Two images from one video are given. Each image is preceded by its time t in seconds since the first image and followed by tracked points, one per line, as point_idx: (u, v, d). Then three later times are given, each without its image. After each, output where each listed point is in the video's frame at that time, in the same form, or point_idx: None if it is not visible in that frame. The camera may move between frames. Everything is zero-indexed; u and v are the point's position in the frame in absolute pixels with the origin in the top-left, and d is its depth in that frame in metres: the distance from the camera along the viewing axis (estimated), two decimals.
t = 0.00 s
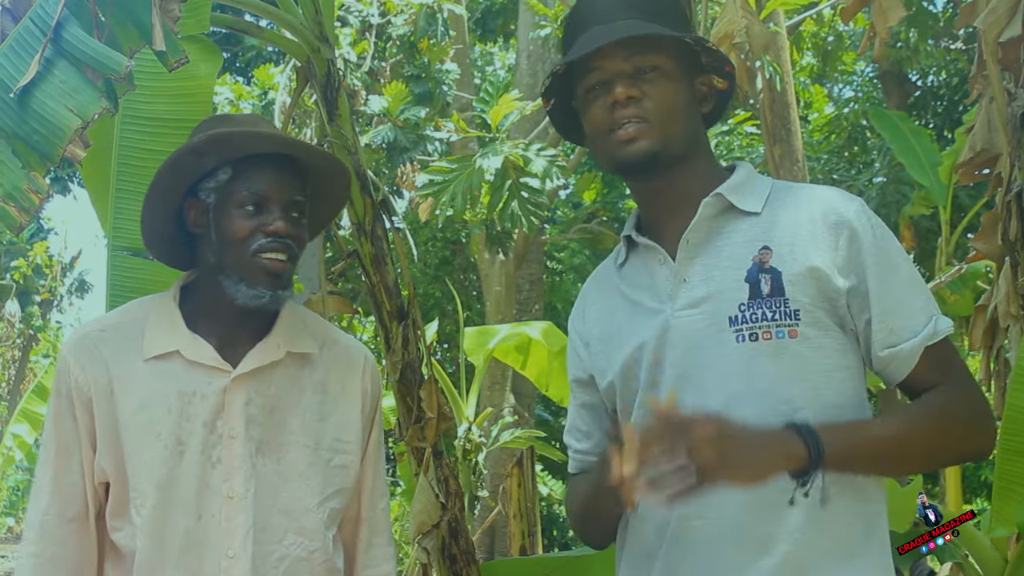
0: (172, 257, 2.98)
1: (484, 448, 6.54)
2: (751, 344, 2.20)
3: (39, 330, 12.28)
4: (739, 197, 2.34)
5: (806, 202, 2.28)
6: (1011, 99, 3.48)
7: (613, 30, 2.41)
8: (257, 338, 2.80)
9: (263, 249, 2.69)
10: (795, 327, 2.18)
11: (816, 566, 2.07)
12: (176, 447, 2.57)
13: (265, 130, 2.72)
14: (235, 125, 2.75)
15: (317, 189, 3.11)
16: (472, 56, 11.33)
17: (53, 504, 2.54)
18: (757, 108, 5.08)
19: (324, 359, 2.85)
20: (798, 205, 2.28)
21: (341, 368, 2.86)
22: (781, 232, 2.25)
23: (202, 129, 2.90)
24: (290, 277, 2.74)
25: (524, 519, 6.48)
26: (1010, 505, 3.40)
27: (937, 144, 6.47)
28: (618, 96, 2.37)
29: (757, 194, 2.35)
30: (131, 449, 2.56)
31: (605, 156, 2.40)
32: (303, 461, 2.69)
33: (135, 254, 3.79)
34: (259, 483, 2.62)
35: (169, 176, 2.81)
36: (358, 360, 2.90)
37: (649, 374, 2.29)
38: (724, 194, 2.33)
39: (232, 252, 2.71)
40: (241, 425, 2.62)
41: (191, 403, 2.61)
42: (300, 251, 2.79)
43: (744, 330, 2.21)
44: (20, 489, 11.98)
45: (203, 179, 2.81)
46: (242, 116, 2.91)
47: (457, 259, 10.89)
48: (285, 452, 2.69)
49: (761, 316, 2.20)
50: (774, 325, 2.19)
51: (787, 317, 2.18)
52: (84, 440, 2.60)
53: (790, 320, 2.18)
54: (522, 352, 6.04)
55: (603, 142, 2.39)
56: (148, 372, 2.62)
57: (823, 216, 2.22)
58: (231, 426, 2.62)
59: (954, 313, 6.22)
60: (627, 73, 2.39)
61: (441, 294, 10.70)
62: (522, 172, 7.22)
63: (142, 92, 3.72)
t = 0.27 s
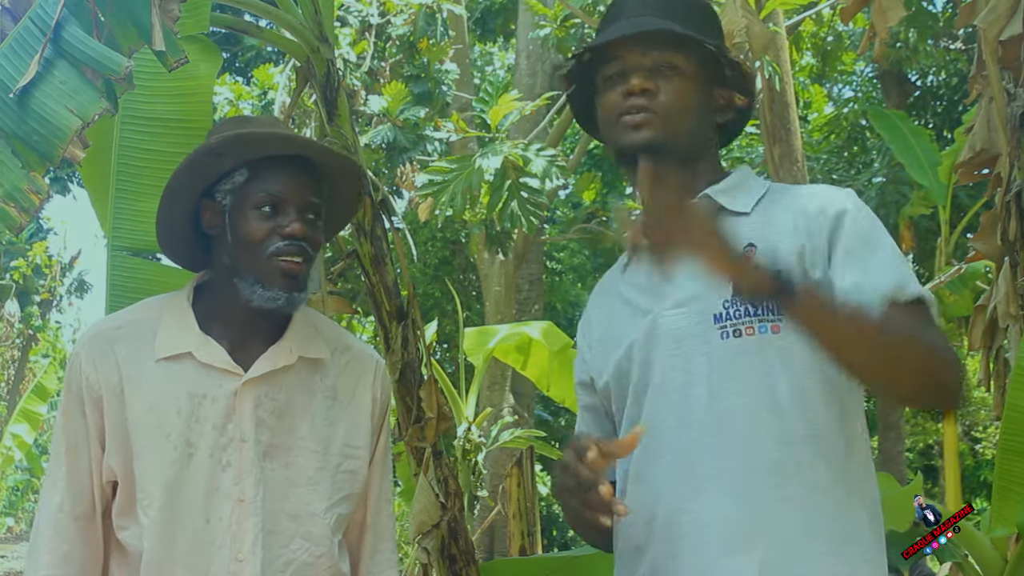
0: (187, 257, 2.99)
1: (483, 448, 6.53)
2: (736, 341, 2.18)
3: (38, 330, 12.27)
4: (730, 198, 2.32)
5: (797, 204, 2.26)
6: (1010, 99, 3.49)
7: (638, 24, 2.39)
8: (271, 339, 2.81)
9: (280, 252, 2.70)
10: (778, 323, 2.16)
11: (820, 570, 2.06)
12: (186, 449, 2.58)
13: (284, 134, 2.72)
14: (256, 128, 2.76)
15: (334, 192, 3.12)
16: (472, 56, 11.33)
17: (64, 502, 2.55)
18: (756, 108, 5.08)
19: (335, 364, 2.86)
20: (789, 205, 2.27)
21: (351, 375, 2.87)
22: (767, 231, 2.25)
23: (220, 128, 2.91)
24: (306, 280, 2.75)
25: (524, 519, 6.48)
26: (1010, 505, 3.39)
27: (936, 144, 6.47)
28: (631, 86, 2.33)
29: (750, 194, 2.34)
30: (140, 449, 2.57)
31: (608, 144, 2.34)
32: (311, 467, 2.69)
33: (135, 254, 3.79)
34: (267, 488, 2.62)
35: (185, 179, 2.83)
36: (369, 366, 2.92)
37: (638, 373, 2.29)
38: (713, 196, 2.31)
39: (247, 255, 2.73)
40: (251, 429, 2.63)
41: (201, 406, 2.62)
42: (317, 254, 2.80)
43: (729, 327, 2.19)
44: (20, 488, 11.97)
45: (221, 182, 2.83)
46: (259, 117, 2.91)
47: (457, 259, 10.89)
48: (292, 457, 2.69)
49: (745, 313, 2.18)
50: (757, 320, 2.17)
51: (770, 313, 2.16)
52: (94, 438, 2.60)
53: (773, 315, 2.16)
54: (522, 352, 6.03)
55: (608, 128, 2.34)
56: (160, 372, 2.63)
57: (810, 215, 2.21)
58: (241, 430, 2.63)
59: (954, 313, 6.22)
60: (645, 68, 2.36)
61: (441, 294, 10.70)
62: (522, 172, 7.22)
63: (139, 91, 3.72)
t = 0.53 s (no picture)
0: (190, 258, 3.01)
1: (483, 449, 6.53)
2: (728, 336, 2.18)
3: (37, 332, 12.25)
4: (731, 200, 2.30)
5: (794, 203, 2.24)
6: (1010, 99, 3.49)
7: (662, 41, 2.33)
8: (273, 341, 2.81)
9: (283, 253, 2.69)
10: (770, 316, 2.16)
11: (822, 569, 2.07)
12: (189, 449, 2.58)
13: (291, 137, 2.72)
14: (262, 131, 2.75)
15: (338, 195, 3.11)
16: (471, 57, 11.33)
17: (67, 503, 2.55)
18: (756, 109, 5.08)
19: (337, 365, 2.86)
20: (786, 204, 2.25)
21: (354, 376, 2.87)
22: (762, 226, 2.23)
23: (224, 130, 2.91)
24: (310, 280, 2.75)
25: (524, 520, 6.47)
26: (1010, 505, 3.38)
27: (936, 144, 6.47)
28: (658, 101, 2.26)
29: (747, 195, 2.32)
30: (143, 449, 2.56)
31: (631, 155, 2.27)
32: (314, 468, 2.69)
33: (135, 255, 3.79)
34: (270, 490, 2.62)
35: (189, 180, 2.81)
36: (372, 367, 2.93)
37: (638, 372, 2.32)
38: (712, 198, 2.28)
39: (251, 255, 2.72)
40: (253, 430, 2.62)
41: (204, 406, 2.62)
42: (320, 254, 2.80)
43: (722, 323, 2.19)
44: (20, 490, 11.95)
45: (224, 183, 2.82)
46: (261, 117, 2.91)
47: (456, 260, 10.89)
48: (295, 458, 2.68)
49: (737, 308, 2.18)
50: (749, 316, 2.17)
51: (761, 308, 2.16)
52: (98, 437, 2.60)
53: (765, 309, 2.16)
54: (522, 353, 6.03)
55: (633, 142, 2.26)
56: (162, 373, 2.62)
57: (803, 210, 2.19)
58: (243, 431, 2.62)
59: (953, 313, 6.22)
60: (669, 83, 2.30)
61: (440, 295, 10.70)
62: (522, 173, 7.23)
63: (138, 90, 3.72)
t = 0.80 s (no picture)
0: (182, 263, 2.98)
1: (483, 451, 6.53)
2: (731, 342, 2.14)
3: (37, 335, 12.24)
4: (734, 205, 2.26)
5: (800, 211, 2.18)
6: (1010, 101, 3.50)
7: (654, 38, 2.27)
8: (270, 345, 2.81)
9: (285, 255, 2.69)
10: (774, 324, 2.12)
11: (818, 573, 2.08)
12: (186, 456, 2.59)
13: (290, 142, 2.71)
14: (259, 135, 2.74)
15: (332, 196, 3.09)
16: (471, 59, 11.33)
17: (64, 509, 2.57)
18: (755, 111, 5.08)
19: (335, 368, 2.85)
20: (792, 211, 2.19)
21: (352, 378, 2.87)
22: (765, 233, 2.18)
23: (219, 135, 2.90)
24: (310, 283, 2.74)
25: (524, 523, 6.47)
26: (1010, 508, 3.38)
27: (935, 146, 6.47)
28: (651, 102, 2.20)
29: (751, 203, 2.27)
30: (141, 455, 2.58)
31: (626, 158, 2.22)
32: (312, 472, 2.69)
33: (135, 258, 3.80)
34: (268, 494, 2.63)
35: (184, 187, 2.79)
36: (369, 369, 2.91)
37: (638, 376, 2.26)
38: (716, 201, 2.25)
39: (250, 261, 2.72)
40: (250, 435, 2.63)
41: (201, 412, 2.63)
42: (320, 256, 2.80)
43: (725, 328, 2.15)
44: (20, 493, 11.94)
45: (221, 189, 2.81)
46: (253, 122, 2.91)
47: (456, 263, 10.89)
48: (293, 463, 2.69)
49: (741, 314, 2.14)
50: (753, 322, 2.13)
51: (766, 315, 2.12)
52: (96, 443, 2.62)
53: (769, 316, 2.12)
54: (522, 355, 6.03)
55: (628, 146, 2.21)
56: (159, 378, 2.63)
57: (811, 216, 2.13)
58: (241, 436, 2.63)
59: (953, 315, 6.22)
60: (663, 82, 2.22)
61: (440, 297, 10.71)
62: (521, 175, 7.23)
63: (141, 93, 3.73)
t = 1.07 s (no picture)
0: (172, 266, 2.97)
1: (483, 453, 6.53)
2: (755, 350, 2.08)
3: (37, 336, 12.22)
4: (745, 209, 2.23)
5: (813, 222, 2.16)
6: (1009, 102, 3.51)
7: (654, 37, 2.27)
8: (263, 346, 2.81)
9: (275, 258, 2.69)
10: (799, 335, 2.06)
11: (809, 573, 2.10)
12: (181, 459, 2.60)
13: (278, 143, 2.71)
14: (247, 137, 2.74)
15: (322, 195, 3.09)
16: (471, 60, 11.32)
17: (59, 515, 2.58)
18: (757, 112, 5.07)
19: (328, 369, 2.86)
20: (806, 221, 2.17)
21: (345, 378, 2.87)
22: (781, 245, 2.16)
23: (207, 135, 2.88)
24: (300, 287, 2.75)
25: (524, 524, 6.47)
26: (1010, 509, 3.38)
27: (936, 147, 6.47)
28: (650, 102, 2.21)
29: (762, 210, 2.24)
30: (135, 459, 2.59)
31: (624, 160, 2.25)
32: (307, 473, 2.71)
33: (135, 260, 3.79)
34: (263, 496, 2.65)
35: (175, 192, 2.79)
36: (362, 369, 2.91)
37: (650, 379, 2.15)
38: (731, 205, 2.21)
39: (241, 265, 2.72)
40: (245, 438, 2.65)
41: (195, 415, 2.64)
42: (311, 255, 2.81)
43: (749, 336, 2.08)
44: (20, 494, 11.91)
45: (210, 191, 2.81)
46: (241, 120, 2.89)
47: (456, 264, 10.88)
48: (288, 464, 2.71)
49: (766, 323, 2.08)
50: (779, 332, 2.07)
51: (791, 325, 2.06)
52: (89, 449, 2.63)
53: (795, 327, 2.06)
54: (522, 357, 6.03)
55: (627, 147, 2.23)
56: (152, 382, 2.64)
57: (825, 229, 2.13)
58: (235, 439, 2.65)
59: (953, 317, 6.22)
60: (661, 83, 2.24)
61: (440, 298, 10.70)
62: (521, 177, 7.23)
63: (141, 95, 3.73)
